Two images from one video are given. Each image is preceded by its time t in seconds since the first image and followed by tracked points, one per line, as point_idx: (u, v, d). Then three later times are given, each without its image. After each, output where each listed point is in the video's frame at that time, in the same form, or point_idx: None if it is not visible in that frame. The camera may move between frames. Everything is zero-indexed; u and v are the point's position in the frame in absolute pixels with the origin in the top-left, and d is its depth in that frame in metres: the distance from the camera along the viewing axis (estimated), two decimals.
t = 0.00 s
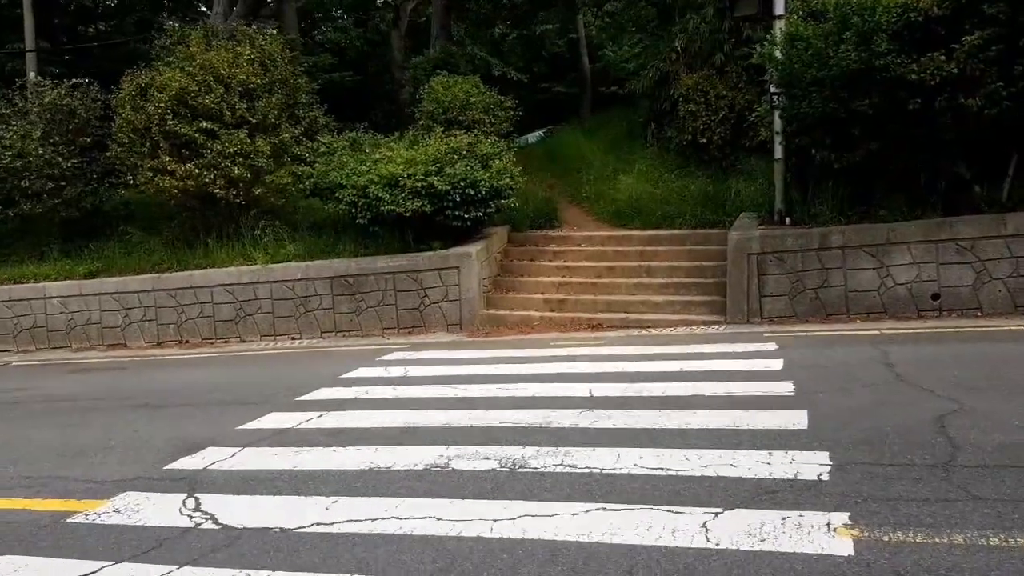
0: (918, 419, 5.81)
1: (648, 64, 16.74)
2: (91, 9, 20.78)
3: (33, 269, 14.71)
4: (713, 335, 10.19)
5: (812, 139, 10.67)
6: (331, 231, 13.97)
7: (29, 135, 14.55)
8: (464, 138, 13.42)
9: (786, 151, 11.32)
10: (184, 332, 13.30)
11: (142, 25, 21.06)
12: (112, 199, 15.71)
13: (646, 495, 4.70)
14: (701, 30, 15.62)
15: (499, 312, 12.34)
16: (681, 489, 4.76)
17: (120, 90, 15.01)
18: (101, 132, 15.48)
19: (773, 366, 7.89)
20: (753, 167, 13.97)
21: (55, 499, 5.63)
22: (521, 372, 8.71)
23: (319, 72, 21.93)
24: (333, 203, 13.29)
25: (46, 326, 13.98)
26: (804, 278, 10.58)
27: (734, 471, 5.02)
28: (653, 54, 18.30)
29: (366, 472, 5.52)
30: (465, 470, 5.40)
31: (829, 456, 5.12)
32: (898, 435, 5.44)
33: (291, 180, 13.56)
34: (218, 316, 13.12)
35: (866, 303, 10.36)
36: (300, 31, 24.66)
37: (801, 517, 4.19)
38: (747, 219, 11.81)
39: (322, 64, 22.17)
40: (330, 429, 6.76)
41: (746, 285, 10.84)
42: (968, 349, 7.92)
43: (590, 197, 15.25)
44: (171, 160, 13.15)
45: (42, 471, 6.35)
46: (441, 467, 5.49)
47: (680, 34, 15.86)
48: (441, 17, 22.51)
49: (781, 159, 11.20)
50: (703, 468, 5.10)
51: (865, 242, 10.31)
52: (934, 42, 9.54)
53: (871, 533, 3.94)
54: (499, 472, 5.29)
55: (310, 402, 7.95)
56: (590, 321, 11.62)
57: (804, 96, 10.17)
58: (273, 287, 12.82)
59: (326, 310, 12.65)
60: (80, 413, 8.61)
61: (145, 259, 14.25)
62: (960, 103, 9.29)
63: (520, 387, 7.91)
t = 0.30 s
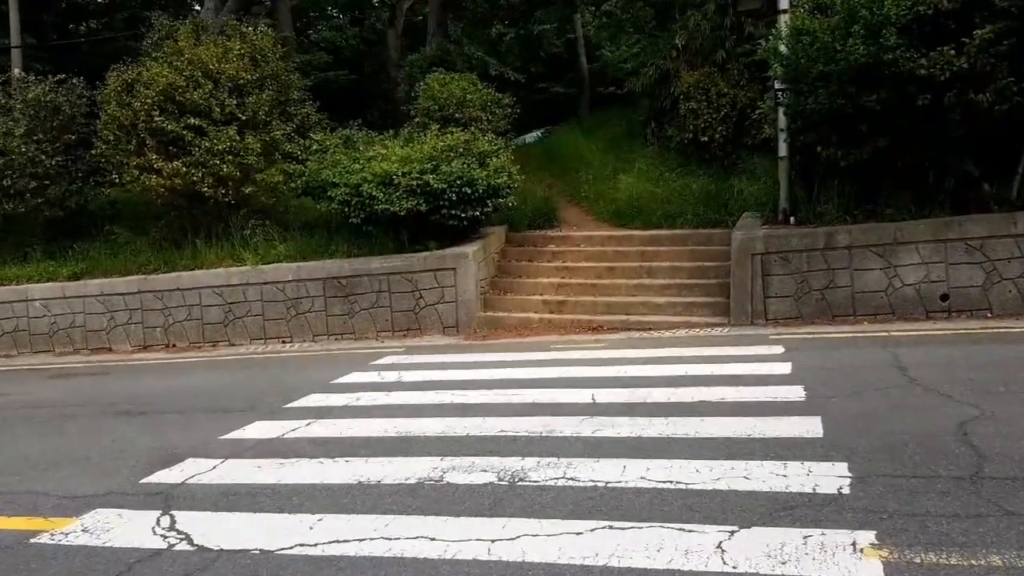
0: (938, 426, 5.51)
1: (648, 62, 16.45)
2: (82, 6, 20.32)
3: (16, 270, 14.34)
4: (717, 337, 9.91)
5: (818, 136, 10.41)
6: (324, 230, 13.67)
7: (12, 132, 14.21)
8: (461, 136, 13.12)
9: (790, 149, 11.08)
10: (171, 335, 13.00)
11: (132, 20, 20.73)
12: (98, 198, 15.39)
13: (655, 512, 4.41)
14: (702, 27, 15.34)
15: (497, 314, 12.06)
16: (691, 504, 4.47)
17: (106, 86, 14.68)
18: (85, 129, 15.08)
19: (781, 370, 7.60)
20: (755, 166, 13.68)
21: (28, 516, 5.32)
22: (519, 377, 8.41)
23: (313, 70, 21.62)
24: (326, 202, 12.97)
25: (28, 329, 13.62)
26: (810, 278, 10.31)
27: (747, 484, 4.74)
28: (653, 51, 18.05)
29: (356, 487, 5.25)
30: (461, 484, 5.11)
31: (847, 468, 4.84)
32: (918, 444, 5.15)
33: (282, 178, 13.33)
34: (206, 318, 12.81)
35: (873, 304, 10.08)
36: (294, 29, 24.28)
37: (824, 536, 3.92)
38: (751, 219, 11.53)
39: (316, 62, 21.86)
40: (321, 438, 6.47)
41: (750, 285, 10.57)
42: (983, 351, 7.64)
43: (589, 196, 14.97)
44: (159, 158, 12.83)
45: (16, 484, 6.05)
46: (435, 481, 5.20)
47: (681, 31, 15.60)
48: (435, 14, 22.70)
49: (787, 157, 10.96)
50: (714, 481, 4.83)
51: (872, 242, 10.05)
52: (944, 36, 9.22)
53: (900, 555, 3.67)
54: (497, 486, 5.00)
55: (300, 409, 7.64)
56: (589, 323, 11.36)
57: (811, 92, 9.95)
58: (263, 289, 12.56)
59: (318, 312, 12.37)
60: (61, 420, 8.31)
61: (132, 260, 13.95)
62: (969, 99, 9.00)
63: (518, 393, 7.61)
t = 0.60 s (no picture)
0: (908, 439, 5.32)
1: (604, 64, 16.28)
2: None
3: None
4: (676, 344, 9.71)
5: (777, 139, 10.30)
6: (270, 233, 13.18)
7: None
8: (414, 136, 12.73)
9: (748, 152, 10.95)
10: (104, 346, 12.65)
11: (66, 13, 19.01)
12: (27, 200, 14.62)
13: (622, 541, 4.14)
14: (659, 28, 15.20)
15: (451, 321, 11.74)
16: (660, 532, 4.22)
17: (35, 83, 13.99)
18: (12, 128, 14.31)
19: (744, 380, 7.41)
20: (713, 169, 13.56)
21: None
22: (475, 390, 8.06)
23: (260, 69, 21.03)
24: (271, 205, 12.50)
25: None
26: (768, 283, 10.18)
27: (717, 507, 4.48)
28: (608, 53, 17.88)
29: (299, 526, 4.87)
30: (411, 511, 4.88)
31: (820, 488, 4.61)
32: (890, 459, 4.95)
33: (223, 180, 13.01)
34: (142, 328, 12.52)
35: (831, 309, 9.98)
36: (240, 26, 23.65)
37: (801, 568, 3.67)
38: (708, 223, 11.38)
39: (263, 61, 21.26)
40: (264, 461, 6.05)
41: (709, 290, 10.39)
42: (945, 358, 7.55)
43: (545, 199, 14.72)
44: (89, 158, 12.50)
45: None
46: (382, 508, 4.98)
47: (637, 32, 15.45)
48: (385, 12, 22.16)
49: (743, 160, 10.85)
50: (682, 505, 4.56)
51: (831, 246, 9.94)
52: (902, 39, 9.19)
53: None
54: (450, 514, 4.75)
55: (241, 437, 7.26)
56: (546, 330, 11.11)
57: (770, 95, 9.83)
58: (202, 296, 12.29)
59: (260, 320, 12.14)
60: None
61: (63, 267, 13.32)
62: (928, 102, 8.98)
63: (474, 408, 7.28)
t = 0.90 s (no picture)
0: (909, 451, 5.01)
1: (586, 62, 15.96)
2: None
3: None
4: (661, 349, 9.38)
5: (763, 137, 9.98)
6: (242, 236, 12.75)
7: None
8: (390, 136, 12.33)
9: (733, 150, 10.64)
10: (69, 355, 12.18)
11: (31, 11, 18.07)
12: None
13: (605, 570, 3.80)
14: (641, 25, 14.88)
15: (429, 326, 11.36)
16: (646, 561, 3.87)
17: None
18: None
19: (732, 388, 7.08)
20: (697, 168, 13.26)
21: None
22: (451, 400, 7.67)
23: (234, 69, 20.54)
24: (241, 207, 12.08)
25: None
26: (754, 285, 9.89)
27: (707, 531, 4.13)
28: (589, 51, 17.58)
29: (256, 557, 4.48)
30: (377, 537, 4.51)
31: (818, 508, 4.27)
32: (890, 474, 4.64)
33: (192, 181, 12.56)
34: (108, 336, 12.05)
35: (819, 311, 9.70)
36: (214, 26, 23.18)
37: None
38: (693, 224, 11.07)
39: (238, 62, 20.78)
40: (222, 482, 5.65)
41: (694, 293, 10.07)
42: (940, 363, 7.26)
43: (526, 200, 14.38)
44: (51, 160, 12.00)
45: None
46: (345, 534, 4.61)
47: (618, 30, 15.15)
48: (362, 10, 21.65)
49: (729, 159, 10.48)
50: (669, 528, 4.21)
51: (819, 247, 9.66)
52: (890, 33, 8.92)
53: None
54: (419, 540, 4.39)
55: (202, 454, 6.85)
56: (527, 334, 10.77)
57: (755, 91, 9.50)
58: (170, 302, 11.85)
59: (231, 327, 11.71)
60: None
61: (25, 272, 12.81)
62: (916, 98, 8.70)
63: (450, 420, 6.90)
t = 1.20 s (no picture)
0: (922, 477, 4.73)
1: (578, 63, 15.67)
2: None
3: None
4: (656, 360, 9.08)
5: (760, 141, 9.70)
6: (224, 241, 12.38)
7: None
8: (376, 138, 11.99)
9: (729, 154, 10.36)
10: (45, 362, 11.79)
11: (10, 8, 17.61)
12: None
13: None
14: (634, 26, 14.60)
15: (416, 334, 11.03)
16: None
17: None
18: None
19: (731, 404, 6.76)
20: (691, 172, 12.98)
21: None
22: (436, 415, 7.33)
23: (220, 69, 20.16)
24: (223, 211, 11.72)
25: None
26: (751, 294, 9.61)
27: (711, 568, 3.83)
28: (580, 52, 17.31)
29: None
30: (354, 572, 4.18)
31: (830, 542, 3.99)
32: (905, 503, 4.37)
33: (173, 184, 12.19)
34: (85, 343, 11.66)
35: (818, 321, 9.44)
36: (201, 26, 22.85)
37: None
38: (688, 230, 10.78)
39: (224, 62, 20.39)
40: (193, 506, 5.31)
41: (689, 301, 9.79)
42: (947, 378, 7.00)
43: (516, 204, 14.07)
44: (27, 161, 11.60)
45: None
46: (321, 567, 4.28)
47: (611, 30, 14.87)
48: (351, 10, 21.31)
49: (725, 163, 10.19)
50: (670, 565, 3.90)
51: (818, 254, 9.39)
52: (892, 34, 8.68)
53: None
54: None
55: (173, 472, 6.50)
56: (517, 343, 10.45)
57: (752, 95, 9.21)
58: (149, 308, 11.47)
59: (212, 334, 11.35)
60: None
61: None
62: (919, 101, 8.47)
63: (435, 437, 6.56)
